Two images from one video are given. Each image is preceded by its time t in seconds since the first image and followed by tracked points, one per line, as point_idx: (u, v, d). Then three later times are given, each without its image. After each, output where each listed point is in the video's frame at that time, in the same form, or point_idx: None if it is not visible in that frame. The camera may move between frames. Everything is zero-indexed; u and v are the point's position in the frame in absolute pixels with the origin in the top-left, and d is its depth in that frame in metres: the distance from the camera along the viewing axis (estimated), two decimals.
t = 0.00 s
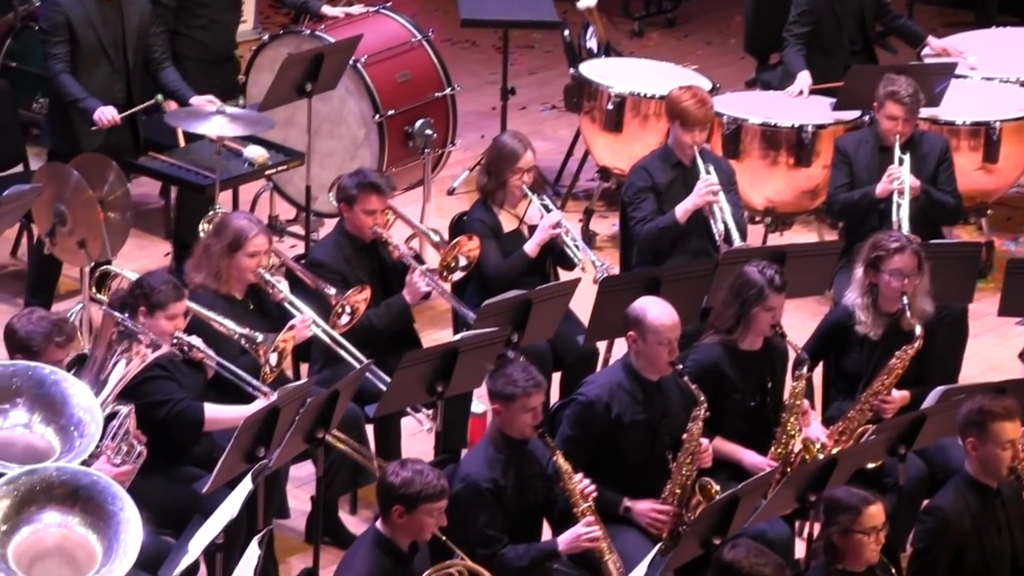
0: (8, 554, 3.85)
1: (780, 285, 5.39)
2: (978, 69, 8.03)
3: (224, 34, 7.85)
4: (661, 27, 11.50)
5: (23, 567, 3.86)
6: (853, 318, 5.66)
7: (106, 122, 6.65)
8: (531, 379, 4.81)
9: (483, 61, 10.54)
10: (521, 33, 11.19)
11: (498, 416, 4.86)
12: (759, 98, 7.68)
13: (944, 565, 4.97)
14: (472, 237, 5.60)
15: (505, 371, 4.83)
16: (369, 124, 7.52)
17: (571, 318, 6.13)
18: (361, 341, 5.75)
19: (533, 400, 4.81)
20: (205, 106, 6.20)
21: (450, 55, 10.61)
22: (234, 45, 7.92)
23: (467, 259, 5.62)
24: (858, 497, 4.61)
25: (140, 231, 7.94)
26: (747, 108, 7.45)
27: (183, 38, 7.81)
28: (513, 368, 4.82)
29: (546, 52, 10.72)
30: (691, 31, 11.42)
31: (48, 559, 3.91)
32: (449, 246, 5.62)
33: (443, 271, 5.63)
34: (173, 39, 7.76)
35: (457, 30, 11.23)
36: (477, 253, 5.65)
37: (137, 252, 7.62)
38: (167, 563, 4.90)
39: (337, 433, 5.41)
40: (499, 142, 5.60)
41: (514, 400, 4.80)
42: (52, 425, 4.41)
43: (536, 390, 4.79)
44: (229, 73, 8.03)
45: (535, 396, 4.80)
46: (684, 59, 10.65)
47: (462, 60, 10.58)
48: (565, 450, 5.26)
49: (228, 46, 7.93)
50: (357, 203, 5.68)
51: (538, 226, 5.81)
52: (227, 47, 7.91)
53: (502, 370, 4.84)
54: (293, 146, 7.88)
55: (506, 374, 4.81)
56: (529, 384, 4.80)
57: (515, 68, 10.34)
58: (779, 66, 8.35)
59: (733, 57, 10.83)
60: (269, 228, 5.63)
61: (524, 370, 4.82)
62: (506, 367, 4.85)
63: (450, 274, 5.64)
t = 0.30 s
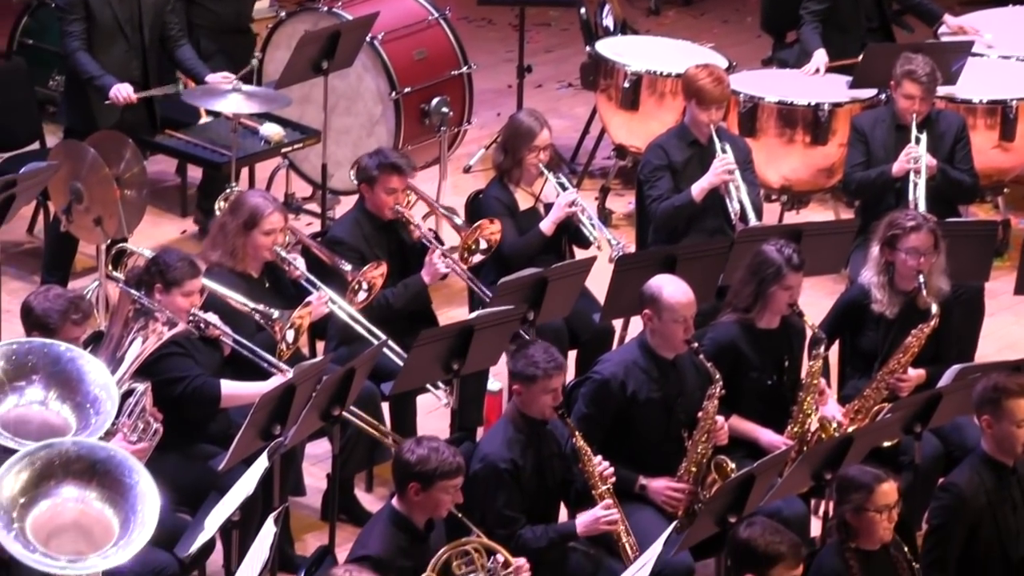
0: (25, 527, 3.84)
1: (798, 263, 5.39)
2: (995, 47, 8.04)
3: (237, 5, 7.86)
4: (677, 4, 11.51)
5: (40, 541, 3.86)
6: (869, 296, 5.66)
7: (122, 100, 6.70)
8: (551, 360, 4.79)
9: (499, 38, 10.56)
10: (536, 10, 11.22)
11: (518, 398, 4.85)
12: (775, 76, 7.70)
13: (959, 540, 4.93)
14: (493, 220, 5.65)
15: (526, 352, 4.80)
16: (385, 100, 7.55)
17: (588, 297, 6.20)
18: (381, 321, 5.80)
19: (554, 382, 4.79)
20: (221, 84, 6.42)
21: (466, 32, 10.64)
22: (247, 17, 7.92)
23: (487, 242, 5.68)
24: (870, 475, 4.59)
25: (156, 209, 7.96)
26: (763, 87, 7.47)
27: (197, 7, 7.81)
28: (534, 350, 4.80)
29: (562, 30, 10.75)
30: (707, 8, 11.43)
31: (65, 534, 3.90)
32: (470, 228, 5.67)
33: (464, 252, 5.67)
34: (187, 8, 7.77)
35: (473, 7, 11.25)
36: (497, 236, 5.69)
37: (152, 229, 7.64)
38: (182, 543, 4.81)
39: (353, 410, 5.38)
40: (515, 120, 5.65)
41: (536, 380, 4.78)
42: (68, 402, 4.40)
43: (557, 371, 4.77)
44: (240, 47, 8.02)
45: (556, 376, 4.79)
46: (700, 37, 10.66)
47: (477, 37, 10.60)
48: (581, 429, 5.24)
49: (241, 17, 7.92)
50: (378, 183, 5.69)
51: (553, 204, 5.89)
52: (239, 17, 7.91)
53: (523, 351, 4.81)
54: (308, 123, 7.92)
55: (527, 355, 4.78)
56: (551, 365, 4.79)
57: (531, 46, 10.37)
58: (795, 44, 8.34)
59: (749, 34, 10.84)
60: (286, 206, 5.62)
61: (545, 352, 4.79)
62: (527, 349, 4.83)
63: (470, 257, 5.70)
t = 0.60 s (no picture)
0: (44, 499, 3.82)
1: (813, 245, 5.34)
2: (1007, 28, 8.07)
3: None
4: None
5: (58, 513, 3.83)
6: (880, 277, 5.66)
7: (133, 81, 6.67)
8: (564, 344, 4.77)
9: (510, 18, 10.61)
10: None
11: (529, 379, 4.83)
12: (786, 56, 7.77)
13: (969, 518, 4.84)
14: (501, 202, 5.68)
15: (539, 334, 4.79)
16: (396, 79, 7.61)
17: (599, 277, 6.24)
18: (388, 300, 5.79)
19: (566, 366, 4.77)
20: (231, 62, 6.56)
21: (477, 11, 10.69)
22: None
23: (495, 223, 5.71)
24: (891, 459, 4.54)
25: (167, 188, 7.98)
26: (774, 67, 7.55)
27: None
28: (547, 333, 4.77)
29: (573, 9, 10.81)
30: None
31: (80, 510, 3.87)
32: (478, 209, 5.70)
33: (471, 234, 5.72)
34: None
35: None
36: (507, 217, 5.73)
37: (163, 209, 7.65)
38: (194, 522, 4.76)
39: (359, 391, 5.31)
40: (526, 101, 5.69)
41: (548, 364, 4.76)
42: (79, 382, 4.39)
43: (570, 356, 4.75)
44: (251, 24, 8.04)
45: (569, 361, 4.77)
46: (711, 16, 10.70)
47: (488, 16, 10.65)
48: (591, 410, 5.19)
49: None
50: (386, 162, 5.70)
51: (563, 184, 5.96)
52: None
53: (536, 334, 4.80)
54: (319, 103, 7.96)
55: (540, 338, 4.77)
56: (563, 349, 4.76)
57: (542, 26, 10.43)
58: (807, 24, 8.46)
59: (760, 13, 10.89)
60: (296, 186, 5.60)
61: (558, 336, 4.77)
62: (541, 332, 4.80)
63: (478, 237, 5.73)
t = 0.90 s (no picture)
0: (53, 484, 3.82)
1: (831, 231, 5.32)
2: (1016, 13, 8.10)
3: None
4: None
5: (66, 498, 3.84)
6: (889, 262, 5.67)
7: (141, 64, 6.71)
8: (566, 324, 4.77)
9: (519, 3, 10.66)
10: None
11: (534, 361, 4.82)
12: (794, 42, 7.80)
13: (978, 503, 4.83)
14: (509, 176, 5.80)
15: (540, 316, 4.79)
16: (405, 64, 7.63)
17: (608, 262, 6.26)
18: (397, 284, 5.80)
19: (569, 344, 4.77)
20: (241, 47, 6.64)
21: None
22: None
23: (504, 197, 5.82)
24: (895, 441, 4.55)
25: (176, 172, 8.00)
26: (784, 53, 7.60)
27: None
28: (548, 314, 4.79)
29: None
30: None
31: (89, 494, 3.88)
32: (487, 185, 5.83)
33: (482, 210, 5.85)
34: None
35: None
36: (515, 190, 5.83)
37: (171, 194, 7.67)
38: (203, 506, 4.74)
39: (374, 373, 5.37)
40: (535, 84, 5.76)
41: (551, 344, 4.75)
42: (88, 365, 4.36)
43: (571, 334, 4.75)
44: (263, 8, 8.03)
45: (570, 339, 4.76)
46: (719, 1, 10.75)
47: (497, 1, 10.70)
48: (601, 394, 5.18)
49: None
50: (393, 144, 5.72)
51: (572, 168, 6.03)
52: None
53: (536, 316, 4.81)
54: (328, 88, 7.99)
55: (541, 320, 4.77)
56: (564, 328, 4.77)
57: (551, 11, 10.48)
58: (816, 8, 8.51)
59: None
60: (305, 170, 5.59)
61: (559, 316, 4.78)
62: (542, 313, 4.81)
63: (489, 214, 5.85)
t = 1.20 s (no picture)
0: (60, 466, 3.77)
1: (853, 217, 5.32)
2: None
3: None
4: None
5: (73, 481, 3.80)
6: (897, 244, 5.67)
7: (150, 46, 6.75)
8: (571, 307, 4.77)
9: None
10: None
11: (537, 343, 4.82)
12: (802, 22, 7.83)
13: (986, 484, 4.80)
14: (517, 163, 5.78)
15: (544, 297, 4.80)
16: (414, 44, 7.66)
17: (616, 243, 6.28)
18: (405, 265, 5.82)
19: (573, 327, 4.78)
20: (249, 28, 6.69)
21: None
22: None
23: (512, 183, 5.81)
24: (905, 424, 4.54)
25: (184, 152, 8.02)
26: (792, 34, 7.62)
27: None
28: (552, 295, 4.79)
29: None
30: None
31: (96, 476, 3.85)
32: (495, 170, 5.80)
33: (489, 194, 5.82)
34: None
35: None
36: (522, 178, 5.83)
37: (179, 175, 7.69)
38: (209, 487, 4.68)
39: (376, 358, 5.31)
40: (544, 66, 5.79)
41: (555, 327, 4.77)
42: (97, 347, 4.30)
43: (576, 317, 4.76)
44: None
45: (575, 323, 4.77)
46: None
47: None
48: (607, 375, 5.18)
49: None
50: (403, 126, 5.71)
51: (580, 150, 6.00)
52: None
53: (541, 298, 4.80)
54: (337, 68, 7.95)
55: (545, 301, 4.78)
56: (569, 311, 4.77)
57: None
58: None
59: None
60: (313, 150, 5.59)
61: (564, 298, 4.78)
62: (547, 295, 4.81)
63: (496, 198, 5.82)
